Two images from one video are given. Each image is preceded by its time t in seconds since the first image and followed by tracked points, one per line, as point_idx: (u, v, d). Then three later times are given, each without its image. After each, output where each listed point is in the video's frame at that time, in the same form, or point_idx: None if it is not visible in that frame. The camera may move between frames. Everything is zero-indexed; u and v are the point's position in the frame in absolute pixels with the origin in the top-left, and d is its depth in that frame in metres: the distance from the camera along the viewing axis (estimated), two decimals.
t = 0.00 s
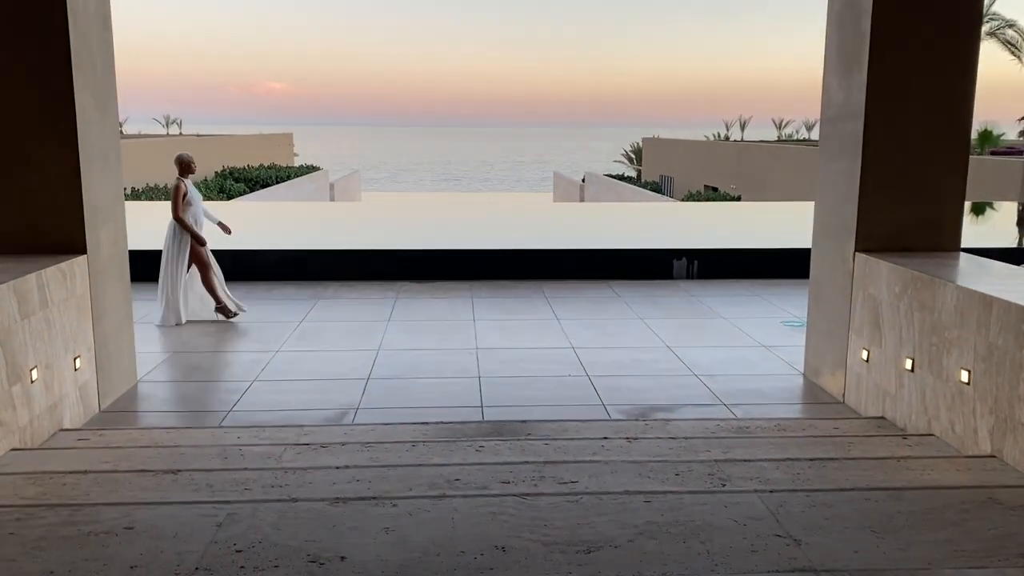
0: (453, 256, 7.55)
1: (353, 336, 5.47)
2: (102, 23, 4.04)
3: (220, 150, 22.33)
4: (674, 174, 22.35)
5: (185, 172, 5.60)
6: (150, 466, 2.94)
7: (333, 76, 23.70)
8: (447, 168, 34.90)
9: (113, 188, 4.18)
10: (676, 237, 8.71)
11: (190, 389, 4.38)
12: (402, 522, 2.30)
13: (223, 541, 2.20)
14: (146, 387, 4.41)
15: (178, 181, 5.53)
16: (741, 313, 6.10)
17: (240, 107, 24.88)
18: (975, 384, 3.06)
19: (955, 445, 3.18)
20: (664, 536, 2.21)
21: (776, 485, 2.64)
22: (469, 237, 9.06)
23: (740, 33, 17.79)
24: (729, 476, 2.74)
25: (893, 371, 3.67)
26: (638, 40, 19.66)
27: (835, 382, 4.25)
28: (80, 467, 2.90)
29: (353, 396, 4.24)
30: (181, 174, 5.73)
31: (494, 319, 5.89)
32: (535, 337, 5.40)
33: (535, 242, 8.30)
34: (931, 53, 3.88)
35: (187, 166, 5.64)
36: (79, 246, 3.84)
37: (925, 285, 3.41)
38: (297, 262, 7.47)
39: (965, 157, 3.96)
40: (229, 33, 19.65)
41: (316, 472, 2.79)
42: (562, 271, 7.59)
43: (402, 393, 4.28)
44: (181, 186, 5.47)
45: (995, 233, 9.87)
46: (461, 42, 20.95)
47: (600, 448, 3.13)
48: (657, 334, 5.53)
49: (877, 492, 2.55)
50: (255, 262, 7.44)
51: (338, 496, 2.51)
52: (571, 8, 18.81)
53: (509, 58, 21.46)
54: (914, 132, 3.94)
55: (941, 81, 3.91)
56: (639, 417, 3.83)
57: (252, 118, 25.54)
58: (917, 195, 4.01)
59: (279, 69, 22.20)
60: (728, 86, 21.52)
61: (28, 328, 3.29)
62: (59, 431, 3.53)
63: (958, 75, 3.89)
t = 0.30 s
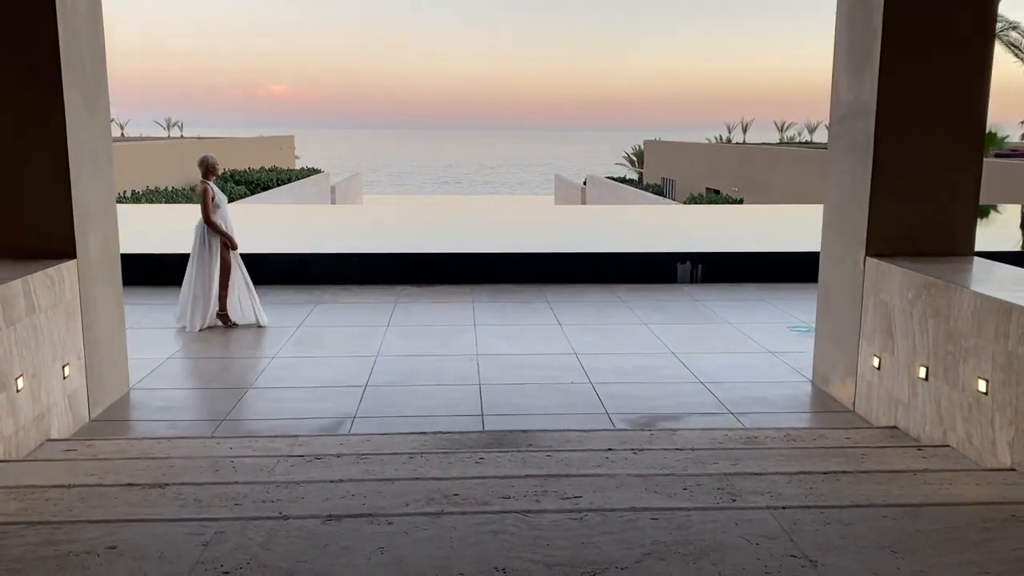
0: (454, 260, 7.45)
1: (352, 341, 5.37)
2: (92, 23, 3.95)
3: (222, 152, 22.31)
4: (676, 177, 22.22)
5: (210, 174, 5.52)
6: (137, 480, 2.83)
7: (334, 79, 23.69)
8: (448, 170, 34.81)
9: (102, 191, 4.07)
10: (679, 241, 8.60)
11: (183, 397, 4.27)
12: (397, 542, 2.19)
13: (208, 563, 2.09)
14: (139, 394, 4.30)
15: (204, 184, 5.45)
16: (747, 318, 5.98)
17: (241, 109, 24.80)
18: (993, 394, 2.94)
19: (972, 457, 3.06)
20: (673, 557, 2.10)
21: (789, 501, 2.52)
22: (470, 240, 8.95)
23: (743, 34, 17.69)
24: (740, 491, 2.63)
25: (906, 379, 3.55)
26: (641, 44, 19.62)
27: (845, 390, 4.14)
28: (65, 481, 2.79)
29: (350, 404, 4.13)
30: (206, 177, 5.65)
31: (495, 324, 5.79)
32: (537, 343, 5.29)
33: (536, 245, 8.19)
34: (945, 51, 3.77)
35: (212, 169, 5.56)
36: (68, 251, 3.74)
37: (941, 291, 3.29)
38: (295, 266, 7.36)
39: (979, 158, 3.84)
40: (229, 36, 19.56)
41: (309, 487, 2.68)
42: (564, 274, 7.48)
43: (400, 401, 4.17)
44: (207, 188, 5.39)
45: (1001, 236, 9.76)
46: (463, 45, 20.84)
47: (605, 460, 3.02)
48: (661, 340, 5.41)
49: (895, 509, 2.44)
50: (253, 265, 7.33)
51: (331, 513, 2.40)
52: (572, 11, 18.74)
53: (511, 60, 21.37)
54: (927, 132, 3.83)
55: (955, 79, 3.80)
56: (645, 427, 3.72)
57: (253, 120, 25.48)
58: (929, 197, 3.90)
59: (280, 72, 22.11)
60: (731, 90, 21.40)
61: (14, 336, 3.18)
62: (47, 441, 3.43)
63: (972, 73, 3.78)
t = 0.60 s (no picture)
0: (452, 264, 7.32)
1: (347, 349, 5.24)
2: (77, 22, 3.83)
3: (222, 155, 22.31)
4: (677, 180, 22.15)
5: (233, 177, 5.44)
6: (117, 499, 2.70)
7: (334, 83, 23.70)
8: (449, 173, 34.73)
9: (90, 195, 3.95)
10: (681, 245, 8.48)
11: (173, 408, 4.14)
12: (388, 569, 2.07)
13: None
14: (126, 405, 4.17)
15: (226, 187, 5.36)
16: (751, 325, 5.86)
17: (241, 111, 24.75)
18: (1012, 408, 2.82)
19: (989, 474, 2.94)
20: None
21: (801, 523, 2.40)
22: (469, 244, 8.83)
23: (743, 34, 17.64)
24: (749, 511, 2.51)
25: (919, 391, 3.43)
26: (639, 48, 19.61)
27: (854, 401, 4.01)
28: (43, 500, 2.67)
29: (343, 415, 4.01)
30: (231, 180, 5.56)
31: (494, 331, 5.66)
32: (537, 351, 5.16)
33: (536, 250, 8.07)
34: (957, 52, 3.66)
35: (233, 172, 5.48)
36: (51, 256, 3.62)
37: (955, 299, 3.17)
38: (292, 270, 7.24)
39: (992, 162, 3.73)
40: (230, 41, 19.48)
41: (296, 506, 2.55)
42: (565, 279, 7.36)
43: (395, 412, 4.05)
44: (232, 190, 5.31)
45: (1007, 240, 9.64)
46: (463, 47, 20.76)
47: (607, 477, 2.89)
48: (664, 348, 5.29)
49: (912, 531, 2.31)
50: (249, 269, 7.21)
51: (319, 536, 2.28)
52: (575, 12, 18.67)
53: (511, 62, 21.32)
54: (938, 135, 3.72)
55: (967, 81, 3.68)
56: (647, 440, 3.60)
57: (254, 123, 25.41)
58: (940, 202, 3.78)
59: (280, 77, 22.03)
60: (731, 93, 21.33)
61: None
62: (28, 456, 3.30)
63: (986, 73, 3.66)
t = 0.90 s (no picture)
0: (451, 269, 7.22)
1: (343, 358, 5.13)
2: (63, 24, 3.73)
3: (222, 157, 22.22)
4: (677, 183, 22.11)
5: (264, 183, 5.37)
6: (99, 521, 2.58)
7: (334, 85, 23.60)
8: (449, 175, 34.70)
9: (77, 202, 3.85)
10: (683, 250, 8.38)
11: (162, 419, 4.03)
12: None
13: None
14: (114, 417, 4.06)
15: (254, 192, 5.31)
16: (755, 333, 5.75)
17: (241, 113, 24.72)
18: None
19: (1006, 493, 2.83)
20: None
21: (811, 549, 2.29)
22: (469, 249, 8.73)
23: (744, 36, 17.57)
24: (757, 535, 2.39)
25: (931, 405, 3.32)
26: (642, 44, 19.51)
27: (863, 413, 3.90)
28: (21, 522, 2.56)
29: (338, 427, 3.90)
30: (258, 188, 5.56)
31: (494, 339, 5.55)
32: (536, 360, 5.05)
33: (536, 255, 7.97)
34: (968, 55, 3.55)
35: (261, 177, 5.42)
36: (36, 265, 3.52)
37: (968, 311, 3.05)
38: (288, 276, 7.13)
39: (1006, 167, 3.61)
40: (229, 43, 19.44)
41: (284, 529, 2.44)
42: (566, 285, 7.25)
43: (391, 424, 3.94)
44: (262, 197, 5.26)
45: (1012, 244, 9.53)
46: (462, 48, 20.70)
47: (609, 496, 2.78)
48: (666, 356, 5.18)
49: (930, 559, 2.20)
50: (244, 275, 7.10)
51: (307, 564, 2.17)
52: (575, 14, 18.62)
53: (511, 63, 21.28)
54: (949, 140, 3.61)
55: (980, 83, 3.57)
56: (650, 455, 3.49)
57: (254, 126, 25.38)
58: (952, 208, 3.66)
59: (280, 79, 22.00)
60: (732, 95, 21.27)
61: None
62: (10, 471, 3.19)
63: (999, 76, 3.55)
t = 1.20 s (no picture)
0: (451, 272, 7.10)
1: (338, 364, 5.01)
2: (51, 21, 3.61)
3: (221, 159, 22.13)
4: (677, 185, 22.03)
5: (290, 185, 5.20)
6: (80, 537, 2.47)
7: (334, 86, 23.51)
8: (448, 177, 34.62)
9: (64, 203, 3.74)
10: (685, 254, 8.26)
11: (152, 427, 3.91)
12: None
13: None
14: (102, 424, 3.95)
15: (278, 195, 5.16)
16: (759, 337, 5.64)
17: (241, 114, 24.67)
18: None
19: None
20: None
21: (828, 571, 2.17)
22: (468, 251, 8.60)
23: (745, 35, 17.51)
24: (771, 554, 2.28)
25: (947, 414, 3.20)
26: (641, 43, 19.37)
27: (874, 421, 3.79)
28: None
29: (333, 436, 3.79)
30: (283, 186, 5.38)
31: (494, 344, 5.44)
32: (537, 365, 4.94)
33: (537, 258, 7.85)
34: (985, 51, 3.43)
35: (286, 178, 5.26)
36: (21, 268, 3.40)
37: (986, 317, 2.94)
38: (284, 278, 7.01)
39: None
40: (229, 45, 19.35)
41: (273, 546, 2.32)
42: (566, 288, 7.14)
43: (388, 433, 3.82)
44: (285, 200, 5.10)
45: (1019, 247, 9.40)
46: (462, 49, 20.64)
47: (613, 511, 2.66)
48: (669, 361, 5.07)
49: None
50: (240, 278, 6.98)
51: None
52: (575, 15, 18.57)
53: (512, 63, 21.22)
54: (964, 141, 3.50)
55: (998, 80, 3.45)
56: (656, 466, 3.38)
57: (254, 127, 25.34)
58: (966, 212, 3.55)
59: (279, 81, 21.93)
60: (732, 95, 21.20)
61: None
62: None
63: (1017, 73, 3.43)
